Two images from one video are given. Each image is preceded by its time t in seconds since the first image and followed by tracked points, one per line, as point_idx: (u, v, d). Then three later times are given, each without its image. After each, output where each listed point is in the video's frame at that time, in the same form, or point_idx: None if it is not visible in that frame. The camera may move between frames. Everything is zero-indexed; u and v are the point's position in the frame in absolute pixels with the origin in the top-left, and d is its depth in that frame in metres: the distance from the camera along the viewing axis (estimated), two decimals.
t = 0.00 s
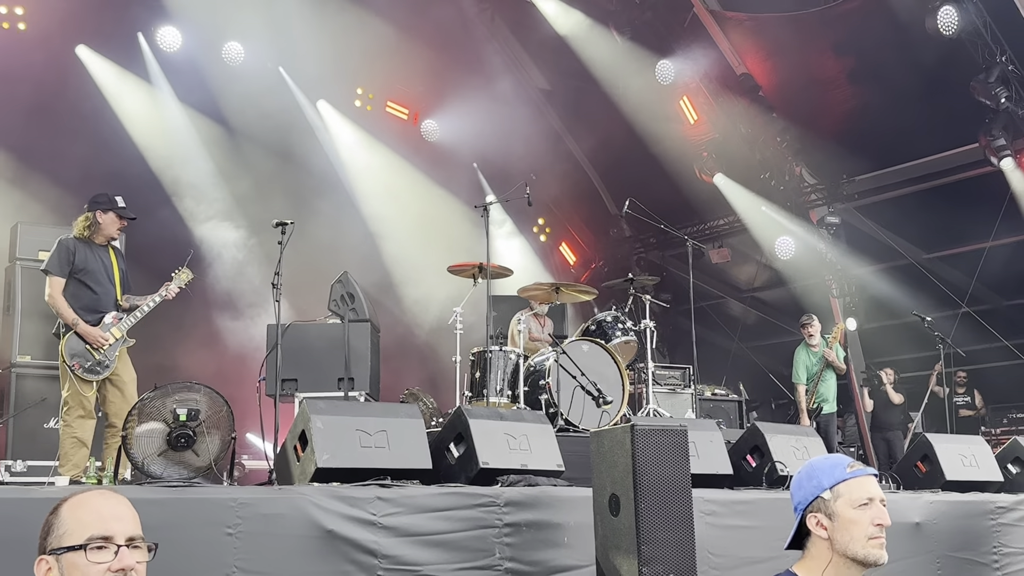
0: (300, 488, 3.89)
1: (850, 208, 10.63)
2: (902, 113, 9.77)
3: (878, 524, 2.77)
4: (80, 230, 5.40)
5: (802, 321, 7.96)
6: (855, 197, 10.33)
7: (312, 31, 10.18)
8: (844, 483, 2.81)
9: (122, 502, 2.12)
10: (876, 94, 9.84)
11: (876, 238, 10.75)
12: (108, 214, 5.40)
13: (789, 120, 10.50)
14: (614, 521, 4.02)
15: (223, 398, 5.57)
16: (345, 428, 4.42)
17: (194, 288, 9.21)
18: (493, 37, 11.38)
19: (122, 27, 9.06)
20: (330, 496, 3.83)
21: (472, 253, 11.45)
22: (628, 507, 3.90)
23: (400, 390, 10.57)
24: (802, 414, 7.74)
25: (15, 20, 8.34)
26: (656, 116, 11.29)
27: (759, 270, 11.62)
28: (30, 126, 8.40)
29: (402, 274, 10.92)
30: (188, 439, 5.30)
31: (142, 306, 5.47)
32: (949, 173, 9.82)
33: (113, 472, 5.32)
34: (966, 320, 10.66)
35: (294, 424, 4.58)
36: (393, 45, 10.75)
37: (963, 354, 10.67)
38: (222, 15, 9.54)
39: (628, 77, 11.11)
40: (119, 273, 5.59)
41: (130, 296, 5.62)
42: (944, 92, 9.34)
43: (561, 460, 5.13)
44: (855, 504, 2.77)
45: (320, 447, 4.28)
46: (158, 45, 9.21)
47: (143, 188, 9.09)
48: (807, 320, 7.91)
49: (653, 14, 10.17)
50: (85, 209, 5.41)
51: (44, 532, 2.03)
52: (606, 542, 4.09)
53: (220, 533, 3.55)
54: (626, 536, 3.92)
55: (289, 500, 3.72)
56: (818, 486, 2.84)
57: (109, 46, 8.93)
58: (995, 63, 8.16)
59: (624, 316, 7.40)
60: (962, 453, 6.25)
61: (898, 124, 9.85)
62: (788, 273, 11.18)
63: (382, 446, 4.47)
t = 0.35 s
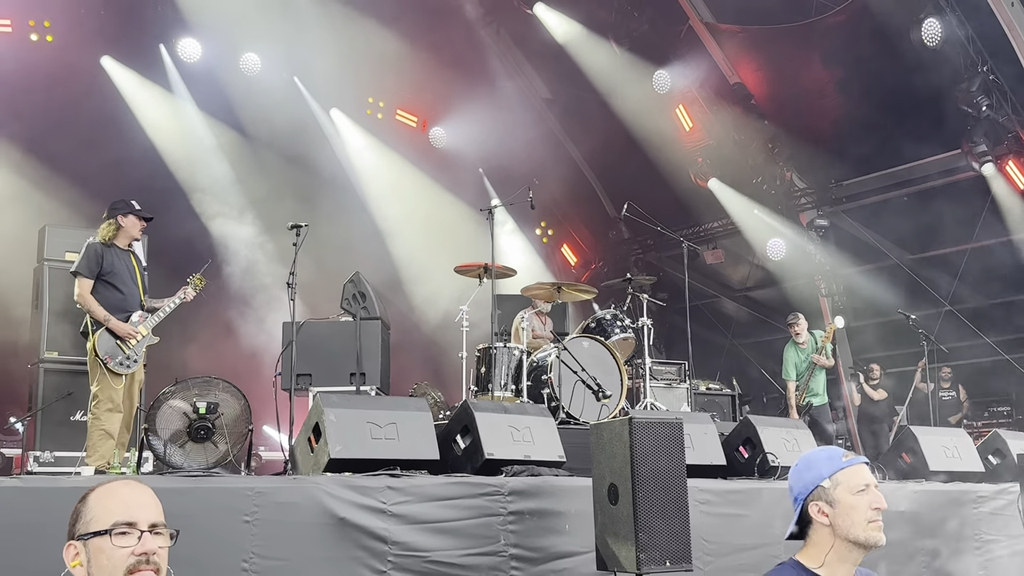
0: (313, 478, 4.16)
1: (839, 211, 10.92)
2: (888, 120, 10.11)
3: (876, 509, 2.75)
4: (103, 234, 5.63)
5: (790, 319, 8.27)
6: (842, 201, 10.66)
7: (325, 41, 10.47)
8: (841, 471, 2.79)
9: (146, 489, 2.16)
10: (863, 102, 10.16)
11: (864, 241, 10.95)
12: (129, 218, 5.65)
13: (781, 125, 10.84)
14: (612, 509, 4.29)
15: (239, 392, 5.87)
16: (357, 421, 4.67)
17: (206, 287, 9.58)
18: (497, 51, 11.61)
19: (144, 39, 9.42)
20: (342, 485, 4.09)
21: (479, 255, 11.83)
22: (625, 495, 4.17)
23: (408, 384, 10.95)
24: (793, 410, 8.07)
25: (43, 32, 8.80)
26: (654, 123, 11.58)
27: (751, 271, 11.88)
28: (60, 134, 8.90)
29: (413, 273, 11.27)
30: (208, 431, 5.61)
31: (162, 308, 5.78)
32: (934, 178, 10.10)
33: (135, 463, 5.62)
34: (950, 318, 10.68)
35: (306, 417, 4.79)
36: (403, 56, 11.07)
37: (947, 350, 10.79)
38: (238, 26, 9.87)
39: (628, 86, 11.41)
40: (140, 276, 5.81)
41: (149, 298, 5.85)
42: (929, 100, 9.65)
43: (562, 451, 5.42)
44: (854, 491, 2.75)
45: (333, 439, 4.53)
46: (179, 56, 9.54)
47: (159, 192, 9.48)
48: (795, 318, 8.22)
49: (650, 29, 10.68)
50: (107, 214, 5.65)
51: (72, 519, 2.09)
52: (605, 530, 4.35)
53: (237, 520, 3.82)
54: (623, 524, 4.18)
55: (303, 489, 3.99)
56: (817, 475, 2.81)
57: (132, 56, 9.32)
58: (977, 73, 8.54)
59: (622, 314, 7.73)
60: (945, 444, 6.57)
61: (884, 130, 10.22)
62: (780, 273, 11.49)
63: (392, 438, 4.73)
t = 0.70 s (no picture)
0: (315, 475, 4.22)
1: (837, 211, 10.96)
2: (887, 121, 10.16)
3: (886, 508, 2.83)
4: (112, 237, 5.67)
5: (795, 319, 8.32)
6: (840, 201, 10.66)
7: (328, 43, 10.49)
8: (855, 470, 2.86)
9: (140, 485, 2.18)
10: (861, 103, 10.19)
11: (861, 240, 11.02)
12: (139, 224, 5.70)
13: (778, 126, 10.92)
14: (611, 506, 4.34)
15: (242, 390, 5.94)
16: (359, 418, 4.73)
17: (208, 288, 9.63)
18: (497, 54, 11.61)
19: (148, 40, 9.48)
20: (343, 482, 4.15)
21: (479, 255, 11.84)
22: (625, 493, 4.22)
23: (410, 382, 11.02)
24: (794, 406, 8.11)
25: (49, 35, 8.84)
26: (655, 124, 11.64)
27: (751, 271, 11.94)
28: (63, 135, 8.97)
29: (416, 271, 11.34)
30: (211, 429, 5.67)
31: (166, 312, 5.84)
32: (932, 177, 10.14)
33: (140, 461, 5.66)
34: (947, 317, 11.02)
35: (308, 415, 4.84)
36: (405, 58, 11.09)
37: (945, 349, 11.11)
38: (243, 27, 9.91)
39: (628, 86, 11.45)
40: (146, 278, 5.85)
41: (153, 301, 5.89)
42: (927, 102, 9.70)
43: (562, 449, 5.48)
44: (867, 490, 2.82)
45: (335, 437, 4.57)
46: (183, 57, 9.60)
47: (164, 193, 9.58)
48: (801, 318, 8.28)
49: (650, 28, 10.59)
50: (116, 218, 5.69)
51: (71, 516, 2.12)
52: (604, 527, 4.40)
53: (239, 517, 3.87)
54: (622, 520, 4.23)
55: (305, 487, 4.05)
56: (831, 473, 2.87)
57: (137, 57, 9.38)
58: (974, 74, 8.55)
59: (622, 313, 7.77)
60: (942, 442, 6.60)
61: (882, 132, 10.26)
62: (780, 273, 11.56)
63: (393, 436, 4.79)
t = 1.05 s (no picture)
0: (316, 472, 4.22)
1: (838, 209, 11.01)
2: (888, 121, 10.15)
3: (895, 504, 2.83)
4: (114, 241, 5.64)
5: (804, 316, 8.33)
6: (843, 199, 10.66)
7: (329, 41, 10.47)
8: (865, 464, 2.86)
9: (136, 483, 2.19)
10: (862, 102, 10.19)
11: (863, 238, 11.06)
12: (144, 232, 5.66)
13: (780, 124, 10.92)
14: (613, 504, 4.33)
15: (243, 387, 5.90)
16: (361, 416, 4.73)
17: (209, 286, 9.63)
18: (499, 53, 11.58)
19: (150, 37, 9.41)
20: (344, 480, 4.15)
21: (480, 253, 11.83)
22: (626, 490, 4.22)
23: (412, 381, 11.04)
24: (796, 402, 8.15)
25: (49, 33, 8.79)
26: (656, 123, 11.64)
27: (752, 269, 11.93)
28: (64, 134, 8.98)
29: (417, 269, 11.35)
30: (212, 427, 5.67)
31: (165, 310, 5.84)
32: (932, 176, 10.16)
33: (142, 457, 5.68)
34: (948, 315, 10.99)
35: (310, 413, 4.84)
36: (406, 56, 11.04)
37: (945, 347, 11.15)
38: (245, 25, 9.85)
39: (629, 85, 11.44)
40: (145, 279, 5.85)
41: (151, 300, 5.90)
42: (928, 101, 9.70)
43: (563, 447, 5.49)
44: (878, 484, 2.82)
45: (336, 434, 4.58)
46: (184, 55, 9.55)
47: (166, 191, 9.62)
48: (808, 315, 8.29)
49: (652, 27, 10.56)
50: (122, 223, 5.66)
51: (67, 513, 2.12)
52: (605, 524, 4.40)
53: (241, 515, 3.87)
54: (623, 518, 4.23)
55: (306, 484, 4.05)
56: (842, 467, 2.87)
57: (138, 56, 9.37)
58: (975, 72, 8.54)
59: (623, 311, 7.76)
60: (944, 441, 6.60)
61: (883, 130, 10.25)
62: (781, 272, 11.56)
63: (394, 434, 4.79)
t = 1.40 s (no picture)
0: (318, 469, 4.22)
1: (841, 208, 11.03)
2: (890, 119, 10.14)
3: (903, 503, 2.84)
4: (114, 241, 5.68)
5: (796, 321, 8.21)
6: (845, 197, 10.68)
7: (330, 38, 10.46)
8: (875, 462, 2.88)
9: (133, 480, 2.19)
10: (864, 100, 10.20)
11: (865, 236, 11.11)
12: (143, 231, 5.67)
13: (786, 125, 10.93)
14: (615, 501, 4.34)
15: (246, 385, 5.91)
16: (363, 413, 4.74)
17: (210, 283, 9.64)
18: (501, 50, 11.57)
19: (152, 35, 9.46)
20: (346, 477, 4.15)
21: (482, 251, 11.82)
22: (628, 488, 4.22)
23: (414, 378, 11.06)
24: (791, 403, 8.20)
25: (51, 29, 8.78)
26: (657, 121, 11.64)
27: (754, 267, 11.92)
28: (66, 132, 8.99)
29: (419, 266, 11.35)
30: (214, 424, 5.68)
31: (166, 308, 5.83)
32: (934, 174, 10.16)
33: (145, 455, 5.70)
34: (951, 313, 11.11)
35: (312, 409, 4.85)
36: (407, 53, 11.04)
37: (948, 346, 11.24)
38: (246, 23, 9.89)
39: (631, 83, 11.43)
40: (145, 277, 5.84)
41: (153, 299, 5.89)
42: (930, 99, 9.68)
43: (565, 444, 5.49)
44: (887, 482, 2.83)
45: (338, 431, 4.59)
46: (186, 53, 9.58)
47: (167, 189, 9.60)
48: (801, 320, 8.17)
49: (654, 24, 10.54)
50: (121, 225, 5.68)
51: (65, 509, 2.13)
52: (607, 521, 4.40)
53: (243, 512, 3.87)
54: (625, 516, 4.24)
55: (308, 481, 4.05)
56: (852, 463, 2.88)
57: (140, 52, 9.37)
58: (978, 69, 8.58)
59: (625, 309, 7.75)
60: (946, 439, 6.61)
61: (885, 128, 10.25)
62: (783, 269, 11.56)
63: (396, 431, 4.80)
